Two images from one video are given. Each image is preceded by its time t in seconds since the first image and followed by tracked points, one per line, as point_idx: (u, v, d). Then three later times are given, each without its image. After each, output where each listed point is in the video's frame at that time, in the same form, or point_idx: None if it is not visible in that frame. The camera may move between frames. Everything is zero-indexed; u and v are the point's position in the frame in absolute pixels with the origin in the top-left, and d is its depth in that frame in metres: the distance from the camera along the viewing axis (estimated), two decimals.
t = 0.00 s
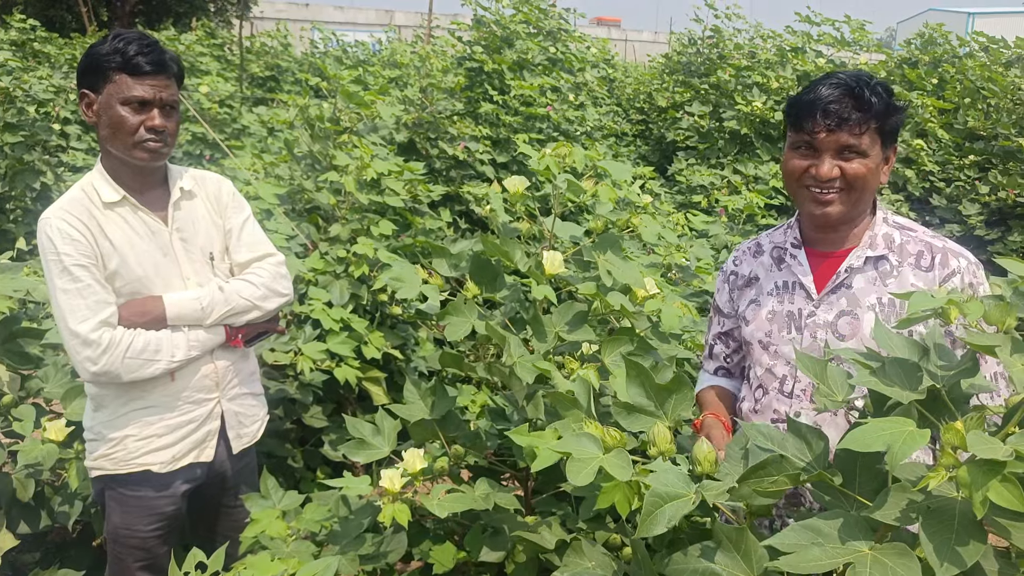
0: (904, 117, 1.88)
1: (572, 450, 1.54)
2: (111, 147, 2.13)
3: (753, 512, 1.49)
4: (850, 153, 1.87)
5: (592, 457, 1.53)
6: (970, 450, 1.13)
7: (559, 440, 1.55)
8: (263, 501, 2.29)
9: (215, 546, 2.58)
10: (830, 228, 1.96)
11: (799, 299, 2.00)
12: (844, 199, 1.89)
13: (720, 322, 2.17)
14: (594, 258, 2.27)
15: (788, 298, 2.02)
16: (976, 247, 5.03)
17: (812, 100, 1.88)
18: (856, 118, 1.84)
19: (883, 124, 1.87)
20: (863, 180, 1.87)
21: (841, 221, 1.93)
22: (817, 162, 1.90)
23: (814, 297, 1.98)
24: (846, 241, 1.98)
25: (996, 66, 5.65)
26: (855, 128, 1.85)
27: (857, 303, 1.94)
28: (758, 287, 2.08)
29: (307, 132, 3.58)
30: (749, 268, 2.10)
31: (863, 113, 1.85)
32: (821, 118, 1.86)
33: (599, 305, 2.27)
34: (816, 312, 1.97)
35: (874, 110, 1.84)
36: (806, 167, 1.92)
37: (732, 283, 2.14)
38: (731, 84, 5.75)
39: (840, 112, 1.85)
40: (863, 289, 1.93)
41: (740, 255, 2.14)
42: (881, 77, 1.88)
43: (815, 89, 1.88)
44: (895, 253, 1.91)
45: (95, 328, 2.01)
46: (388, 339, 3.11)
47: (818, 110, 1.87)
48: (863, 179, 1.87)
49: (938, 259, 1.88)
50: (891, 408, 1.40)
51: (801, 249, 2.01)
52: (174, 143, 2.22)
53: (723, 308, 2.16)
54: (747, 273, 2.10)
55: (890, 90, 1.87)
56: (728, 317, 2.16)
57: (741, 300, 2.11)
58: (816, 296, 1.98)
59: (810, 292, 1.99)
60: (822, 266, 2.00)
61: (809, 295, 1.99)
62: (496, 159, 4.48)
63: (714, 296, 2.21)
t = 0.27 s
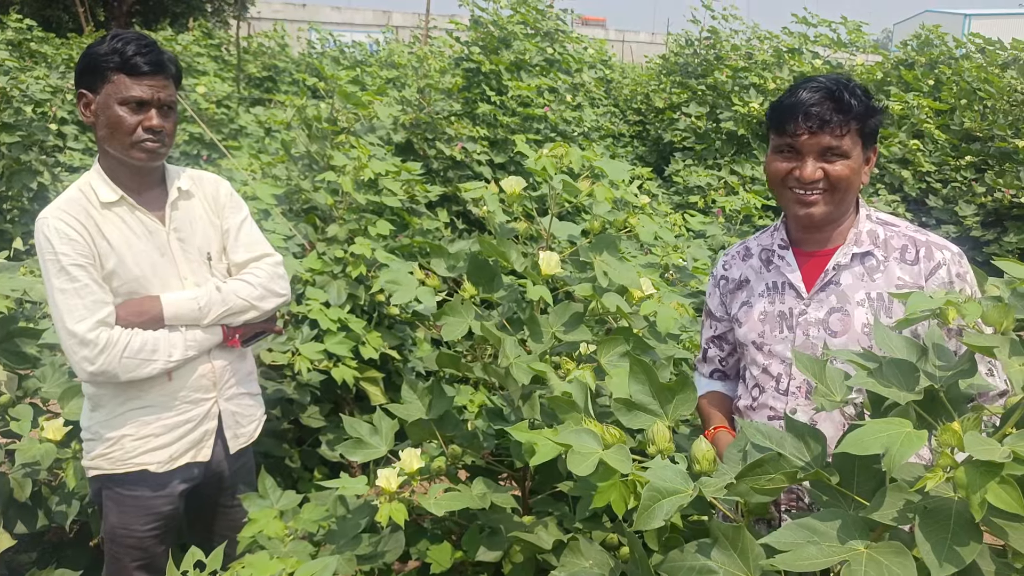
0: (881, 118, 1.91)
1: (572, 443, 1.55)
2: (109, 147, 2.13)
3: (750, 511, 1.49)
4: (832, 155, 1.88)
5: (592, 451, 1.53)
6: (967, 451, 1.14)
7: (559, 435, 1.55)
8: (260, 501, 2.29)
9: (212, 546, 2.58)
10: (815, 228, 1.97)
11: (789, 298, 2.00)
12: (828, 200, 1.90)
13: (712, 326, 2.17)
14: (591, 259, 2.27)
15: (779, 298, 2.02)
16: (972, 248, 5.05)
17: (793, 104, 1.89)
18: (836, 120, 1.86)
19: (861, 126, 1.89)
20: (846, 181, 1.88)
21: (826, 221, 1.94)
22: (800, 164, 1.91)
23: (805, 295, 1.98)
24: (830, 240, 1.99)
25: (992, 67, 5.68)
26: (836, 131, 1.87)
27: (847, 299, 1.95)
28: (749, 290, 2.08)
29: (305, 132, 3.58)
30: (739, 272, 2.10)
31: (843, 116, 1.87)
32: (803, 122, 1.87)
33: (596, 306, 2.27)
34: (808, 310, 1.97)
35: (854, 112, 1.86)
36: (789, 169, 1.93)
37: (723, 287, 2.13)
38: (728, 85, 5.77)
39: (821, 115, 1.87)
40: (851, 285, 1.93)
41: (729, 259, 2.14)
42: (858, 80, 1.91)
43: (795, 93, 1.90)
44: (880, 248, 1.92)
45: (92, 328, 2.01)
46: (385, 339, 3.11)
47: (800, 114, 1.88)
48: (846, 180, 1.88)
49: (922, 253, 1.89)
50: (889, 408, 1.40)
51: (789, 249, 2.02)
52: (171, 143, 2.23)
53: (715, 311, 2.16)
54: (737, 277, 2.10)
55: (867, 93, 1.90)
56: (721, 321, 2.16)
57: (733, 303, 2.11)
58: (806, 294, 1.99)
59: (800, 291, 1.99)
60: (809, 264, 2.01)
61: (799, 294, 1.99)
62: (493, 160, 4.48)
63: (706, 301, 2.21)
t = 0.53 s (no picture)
0: (871, 132, 1.84)
1: (571, 446, 1.55)
2: (111, 146, 2.13)
3: (750, 510, 1.50)
4: (823, 184, 1.84)
5: (591, 454, 1.54)
6: (963, 448, 1.15)
7: (559, 435, 1.56)
8: (260, 500, 2.30)
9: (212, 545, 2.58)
10: (814, 238, 1.96)
11: (795, 295, 2.01)
12: (823, 221, 1.89)
13: (716, 325, 2.17)
14: (591, 258, 2.28)
15: (785, 296, 2.02)
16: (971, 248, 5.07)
17: (781, 136, 1.82)
18: (825, 152, 1.79)
19: (853, 147, 1.82)
20: (839, 204, 1.86)
21: (823, 233, 1.94)
22: (792, 193, 1.86)
23: (811, 292, 1.99)
24: (835, 238, 1.99)
25: (991, 67, 5.69)
26: (827, 161, 1.81)
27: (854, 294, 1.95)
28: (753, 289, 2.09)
29: (305, 132, 3.59)
30: (743, 271, 2.10)
31: (832, 144, 1.80)
32: (791, 157, 1.81)
33: (595, 305, 2.28)
34: (814, 307, 1.98)
35: (838, 139, 1.79)
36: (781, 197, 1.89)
37: (727, 287, 2.14)
38: (727, 85, 5.78)
39: (808, 148, 1.80)
40: (856, 280, 1.94)
41: (733, 259, 2.14)
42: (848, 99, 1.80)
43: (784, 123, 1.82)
44: (885, 243, 1.93)
45: (93, 327, 2.01)
46: (385, 339, 3.11)
47: (787, 148, 1.81)
48: (840, 201, 1.85)
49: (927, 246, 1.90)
50: (887, 406, 1.40)
51: (792, 249, 2.02)
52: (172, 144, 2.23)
53: (719, 312, 2.16)
54: (740, 277, 2.10)
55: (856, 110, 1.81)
56: (726, 320, 2.16)
57: (737, 302, 2.12)
58: (812, 291, 1.99)
59: (806, 289, 1.99)
60: (816, 263, 2.01)
61: (805, 291, 2.00)
62: (493, 160, 4.49)
63: (710, 301, 2.21)
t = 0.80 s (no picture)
0: (914, 118, 1.89)
1: (576, 445, 1.56)
2: (114, 147, 2.14)
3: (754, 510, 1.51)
4: (868, 166, 1.89)
5: (596, 453, 1.54)
6: (969, 450, 1.15)
7: (563, 434, 1.56)
8: (264, 499, 2.30)
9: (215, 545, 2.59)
10: (862, 238, 1.98)
11: (834, 303, 2.02)
12: (872, 211, 1.91)
13: (756, 327, 2.19)
14: (594, 259, 2.28)
15: (824, 303, 2.04)
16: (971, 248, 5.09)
17: (821, 121, 1.90)
18: (866, 132, 1.87)
19: (895, 130, 1.88)
20: (888, 190, 1.88)
21: (873, 230, 1.95)
22: (838, 180, 1.92)
23: (850, 301, 2.00)
24: (884, 246, 1.99)
25: (991, 67, 5.71)
26: (869, 142, 1.87)
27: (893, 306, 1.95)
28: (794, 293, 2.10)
29: (307, 132, 3.59)
30: (785, 274, 2.12)
31: (873, 125, 1.87)
32: (832, 139, 1.89)
33: (599, 306, 2.28)
34: (852, 316, 1.99)
35: (883, 120, 1.86)
36: (828, 186, 1.94)
37: (769, 289, 2.16)
38: (727, 86, 5.79)
39: (850, 129, 1.87)
40: (897, 292, 1.93)
41: (778, 261, 2.16)
42: (885, 85, 1.89)
43: (822, 108, 1.91)
44: (930, 256, 1.91)
45: (99, 327, 2.01)
46: (387, 339, 3.12)
47: (828, 130, 1.90)
48: (887, 188, 1.88)
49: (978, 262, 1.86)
50: (890, 407, 1.41)
51: (835, 255, 2.03)
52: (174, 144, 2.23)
53: (760, 313, 2.18)
54: (782, 279, 2.12)
55: (897, 96, 1.88)
56: (765, 323, 2.18)
57: (778, 305, 2.13)
58: (851, 300, 2.00)
59: (846, 298, 2.00)
60: (856, 269, 2.02)
61: (844, 299, 2.01)
62: (494, 160, 4.50)
63: (750, 303, 2.23)
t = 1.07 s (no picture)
0: (972, 115, 1.88)
1: (580, 446, 1.57)
2: (115, 148, 2.14)
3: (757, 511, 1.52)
4: (924, 165, 1.89)
5: (599, 453, 1.55)
6: (974, 452, 1.16)
7: (567, 435, 1.57)
8: (265, 501, 2.30)
9: (216, 547, 2.59)
10: (920, 243, 1.97)
11: (885, 312, 2.02)
12: (930, 213, 1.90)
13: (808, 326, 2.18)
14: (595, 260, 2.28)
15: (875, 311, 2.04)
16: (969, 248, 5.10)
17: (872, 121, 1.92)
18: (919, 131, 1.87)
19: (950, 128, 1.87)
20: (944, 190, 1.88)
21: (933, 234, 1.93)
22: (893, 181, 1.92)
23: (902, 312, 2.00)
24: (945, 254, 1.98)
25: (989, 69, 5.73)
26: (922, 140, 1.87)
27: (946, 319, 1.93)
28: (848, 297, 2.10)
29: (307, 133, 3.59)
30: (842, 276, 2.11)
31: (927, 123, 1.86)
32: (883, 138, 1.90)
33: (599, 307, 2.29)
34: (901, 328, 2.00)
35: (936, 117, 1.85)
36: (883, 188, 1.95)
37: (824, 289, 2.15)
38: (725, 87, 5.81)
39: (902, 127, 1.88)
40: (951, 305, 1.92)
41: (836, 261, 2.14)
42: (940, 83, 1.89)
43: (871, 108, 1.93)
44: (990, 269, 1.88)
45: (100, 328, 2.01)
46: (387, 340, 3.12)
47: (879, 130, 1.91)
48: (944, 187, 1.87)
49: None
50: (892, 409, 1.42)
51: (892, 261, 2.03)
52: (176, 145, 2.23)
53: (812, 312, 2.18)
54: (839, 281, 2.12)
55: (952, 94, 1.88)
56: (816, 322, 2.17)
57: (831, 308, 2.13)
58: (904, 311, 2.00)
59: (898, 308, 2.00)
60: (913, 278, 2.02)
61: (896, 309, 2.01)
62: (493, 161, 4.51)
63: (805, 300, 2.21)
